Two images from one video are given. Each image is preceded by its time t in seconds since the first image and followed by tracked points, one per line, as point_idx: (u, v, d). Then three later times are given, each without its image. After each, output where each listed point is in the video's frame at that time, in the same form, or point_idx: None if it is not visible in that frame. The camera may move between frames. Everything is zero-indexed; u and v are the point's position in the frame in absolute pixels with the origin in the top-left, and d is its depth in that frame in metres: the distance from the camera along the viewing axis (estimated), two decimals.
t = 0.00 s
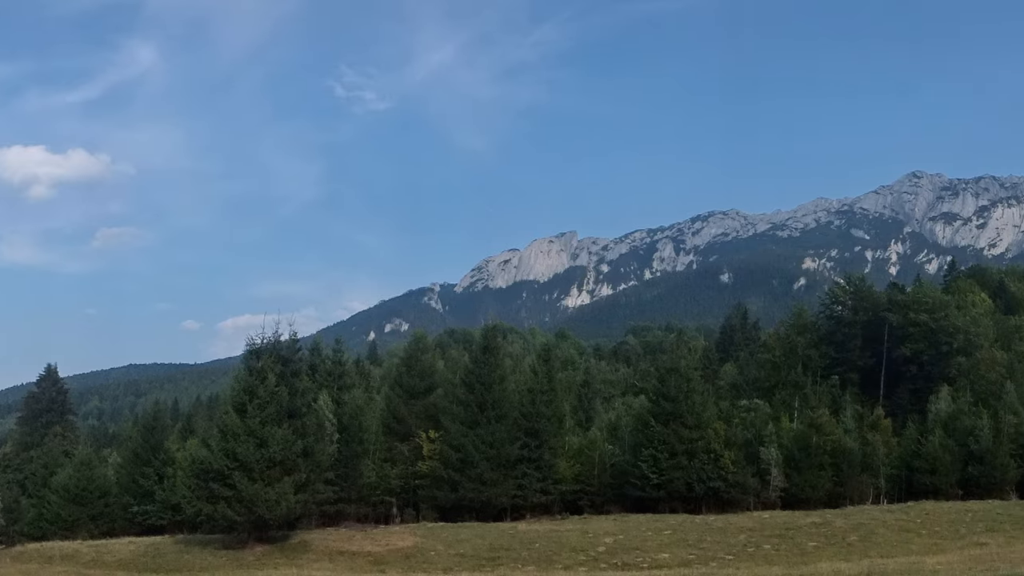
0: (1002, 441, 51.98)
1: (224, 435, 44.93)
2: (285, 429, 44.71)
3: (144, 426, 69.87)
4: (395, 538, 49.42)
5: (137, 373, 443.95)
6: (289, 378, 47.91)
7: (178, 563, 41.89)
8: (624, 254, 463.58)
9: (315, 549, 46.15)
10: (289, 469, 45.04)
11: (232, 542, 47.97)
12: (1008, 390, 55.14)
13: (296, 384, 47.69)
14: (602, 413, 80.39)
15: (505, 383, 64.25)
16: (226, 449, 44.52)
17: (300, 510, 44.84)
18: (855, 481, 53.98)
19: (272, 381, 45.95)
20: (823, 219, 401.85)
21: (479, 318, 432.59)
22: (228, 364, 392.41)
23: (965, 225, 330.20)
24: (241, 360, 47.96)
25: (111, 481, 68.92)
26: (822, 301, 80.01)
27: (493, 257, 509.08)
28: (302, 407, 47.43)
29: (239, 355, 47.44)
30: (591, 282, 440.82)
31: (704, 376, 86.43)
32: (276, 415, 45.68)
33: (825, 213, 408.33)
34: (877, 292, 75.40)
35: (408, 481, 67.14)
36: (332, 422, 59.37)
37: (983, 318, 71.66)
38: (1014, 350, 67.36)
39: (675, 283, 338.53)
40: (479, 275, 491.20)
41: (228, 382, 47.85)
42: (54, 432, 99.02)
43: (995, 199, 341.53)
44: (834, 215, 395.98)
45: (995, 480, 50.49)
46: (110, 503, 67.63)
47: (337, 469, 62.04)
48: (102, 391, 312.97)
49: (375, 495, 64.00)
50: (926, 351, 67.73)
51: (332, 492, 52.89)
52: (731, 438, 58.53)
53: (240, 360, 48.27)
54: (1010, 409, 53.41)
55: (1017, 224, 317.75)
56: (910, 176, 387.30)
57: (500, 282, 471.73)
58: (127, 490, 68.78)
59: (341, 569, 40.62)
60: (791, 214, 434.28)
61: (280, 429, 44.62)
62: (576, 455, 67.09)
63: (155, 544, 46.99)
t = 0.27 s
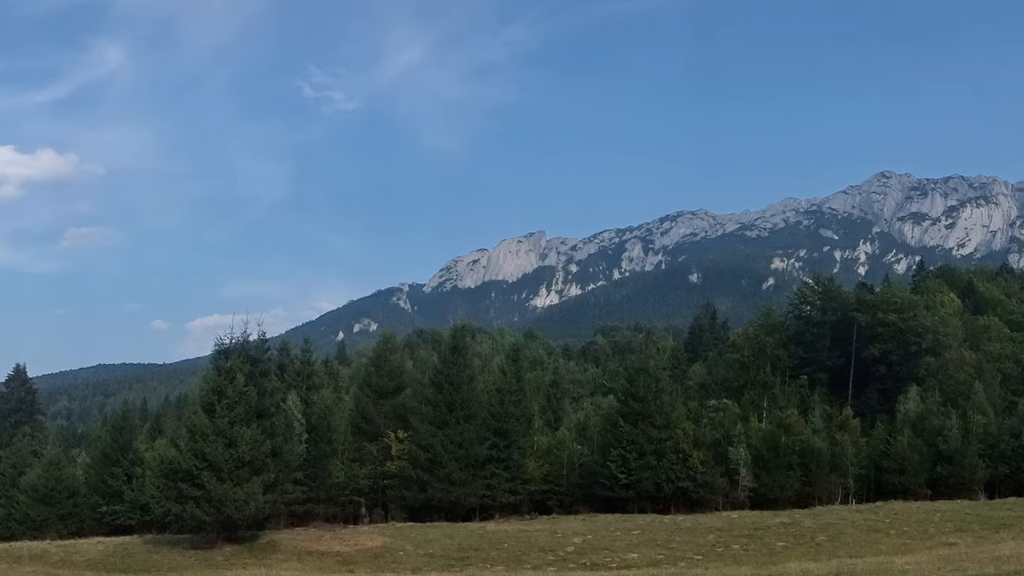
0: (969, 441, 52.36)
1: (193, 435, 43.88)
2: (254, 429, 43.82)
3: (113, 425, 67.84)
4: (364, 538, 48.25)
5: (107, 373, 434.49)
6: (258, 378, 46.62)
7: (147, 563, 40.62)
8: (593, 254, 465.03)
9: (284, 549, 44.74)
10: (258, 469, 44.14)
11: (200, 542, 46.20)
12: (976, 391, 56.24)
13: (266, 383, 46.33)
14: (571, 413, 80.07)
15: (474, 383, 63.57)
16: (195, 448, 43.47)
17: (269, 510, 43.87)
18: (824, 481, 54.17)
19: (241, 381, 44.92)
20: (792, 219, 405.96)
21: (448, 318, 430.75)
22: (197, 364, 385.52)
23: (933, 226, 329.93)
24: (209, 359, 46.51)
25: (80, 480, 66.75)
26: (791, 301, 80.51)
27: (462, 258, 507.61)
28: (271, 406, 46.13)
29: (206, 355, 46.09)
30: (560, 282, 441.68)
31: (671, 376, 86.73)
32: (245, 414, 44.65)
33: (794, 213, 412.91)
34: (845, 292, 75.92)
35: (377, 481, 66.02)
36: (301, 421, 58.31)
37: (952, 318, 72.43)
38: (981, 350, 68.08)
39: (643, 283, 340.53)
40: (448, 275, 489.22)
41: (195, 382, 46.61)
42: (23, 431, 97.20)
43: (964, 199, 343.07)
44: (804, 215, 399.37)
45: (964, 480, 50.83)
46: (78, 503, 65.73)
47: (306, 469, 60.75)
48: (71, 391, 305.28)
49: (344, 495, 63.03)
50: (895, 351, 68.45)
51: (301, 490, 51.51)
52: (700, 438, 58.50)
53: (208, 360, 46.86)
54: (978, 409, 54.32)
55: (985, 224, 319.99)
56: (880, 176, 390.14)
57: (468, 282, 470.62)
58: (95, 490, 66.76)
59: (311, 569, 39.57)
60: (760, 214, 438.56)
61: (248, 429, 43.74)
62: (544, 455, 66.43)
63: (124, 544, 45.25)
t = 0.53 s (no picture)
0: (935, 441, 52.89)
1: (159, 435, 42.67)
2: (222, 428, 42.59)
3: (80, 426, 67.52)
4: (331, 538, 46.68)
5: (72, 373, 424.01)
6: (225, 378, 45.37)
7: (114, 563, 39.24)
8: (561, 254, 465.59)
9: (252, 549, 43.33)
10: (225, 469, 42.97)
11: (168, 542, 44.74)
12: (942, 390, 57.49)
13: (233, 383, 45.15)
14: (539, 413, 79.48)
15: (442, 383, 62.73)
16: (162, 448, 42.34)
17: (236, 510, 42.75)
18: (791, 481, 54.38)
19: (208, 381, 43.61)
20: (759, 219, 409.94)
21: (415, 318, 428.27)
22: (165, 365, 378.27)
23: (901, 226, 330.65)
24: (177, 360, 45.22)
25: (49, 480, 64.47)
26: (759, 301, 81.00)
27: (429, 258, 505.41)
28: (238, 407, 44.86)
29: (174, 355, 44.75)
30: (527, 282, 441.58)
31: (639, 376, 86.69)
32: (213, 414, 43.36)
33: (760, 213, 417.08)
34: (812, 292, 76.46)
35: (344, 481, 65.04)
36: (268, 421, 57.14)
37: (919, 318, 73.25)
38: (948, 350, 68.91)
39: (610, 283, 342.01)
40: (415, 275, 486.44)
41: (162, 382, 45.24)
42: None
43: (932, 199, 341.93)
44: (770, 215, 404.00)
45: (932, 480, 51.31)
46: (46, 504, 64.16)
47: (273, 469, 59.59)
48: (37, 391, 297.47)
49: (311, 495, 62.08)
50: (862, 351, 69.16)
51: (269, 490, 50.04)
52: (668, 437, 58.42)
53: (176, 359, 45.52)
54: (946, 408, 55.35)
55: (953, 224, 318.66)
56: (848, 176, 393.75)
57: (436, 282, 468.62)
58: (62, 490, 66.07)
59: (277, 570, 38.39)
60: (727, 214, 442.70)
61: (216, 429, 42.52)
62: (512, 456, 65.73)
63: (91, 544, 43.74)
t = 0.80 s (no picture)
0: (901, 441, 53.43)
1: (126, 435, 41.57)
2: (188, 428, 41.58)
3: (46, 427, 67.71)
4: (298, 538, 44.78)
5: (35, 373, 413.43)
6: (191, 378, 44.36)
7: (80, 563, 37.85)
8: (527, 254, 465.76)
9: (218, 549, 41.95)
10: (191, 469, 41.96)
11: (133, 541, 43.21)
12: (910, 391, 58.34)
13: (200, 383, 44.13)
14: (506, 414, 78.83)
15: (408, 383, 61.92)
16: (128, 448, 41.26)
17: (202, 511, 41.74)
18: (757, 481, 54.57)
19: (175, 381, 42.48)
20: (725, 219, 414.17)
21: (381, 318, 425.16)
22: (132, 365, 370.23)
23: (867, 226, 335.35)
24: (143, 360, 44.06)
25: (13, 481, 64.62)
26: (724, 301, 81.46)
27: (395, 258, 502.30)
28: (205, 407, 43.83)
29: (140, 355, 43.58)
30: (493, 282, 440.94)
31: (605, 376, 86.74)
32: (179, 414, 42.26)
33: (726, 213, 421.37)
34: (778, 292, 76.94)
35: (310, 481, 63.88)
36: (234, 421, 55.98)
37: (886, 318, 74.13)
38: (915, 350, 69.80)
39: (576, 283, 343.10)
40: (381, 275, 482.99)
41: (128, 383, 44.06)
42: None
43: (898, 199, 347.40)
44: (737, 215, 407.74)
45: (898, 480, 51.71)
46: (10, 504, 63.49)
47: (239, 468, 58.43)
48: None
49: (277, 495, 60.99)
50: (829, 351, 69.79)
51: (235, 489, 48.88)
52: (634, 437, 58.32)
53: (142, 360, 44.35)
54: (912, 408, 56.25)
55: (919, 224, 324.04)
56: (814, 176, 398.81)
57: (402, 282, 466.04)
58: (29, 490, 64.50)
59: (243, 570, 37.12)
60: (693, 214, 446.43)
61: (182, 429, 41.51)
62: (478, 456, 64.83)
63: (57, 544, 42.26)
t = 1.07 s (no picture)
0: (866, 441, 54.14)
1: (90, 435, 40.25)
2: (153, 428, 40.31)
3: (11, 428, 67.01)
4: (264, 538, 43.01)
5: None
6: (156, 379, 43.05)
7: (45, 563, 36.37)
8: (492, 254, 464.97)
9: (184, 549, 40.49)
10: (156, 469, 40.69)
11: (98, 541, 41.59)
12: (874, 391, 59.23)
13: (164, 383, 42.87)
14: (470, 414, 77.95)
15: (373, 383, 60.96)
16: (93, 448, 39.93)
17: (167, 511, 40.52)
18: (722, 481, 54.72)
19: (140, 381, 41.19)
20: (689, 219, 418.02)
21: (345, 318, 420.83)
22: (96, 365, 361.45)
23: (831, 225, 340.15)
24: (107, 360, 42.68)
25: None
26: (689, 301, 81.80)
27: (359, 258, 498.02)
28: (170, 407, 42.56)
29: (104, 355, 42.24)
30: (458, 282, 439.24)
31: (570, 376, 86.54)
32: (144, 414, 40.98)
33: (691, 213, 425.18)
34: (743, 292, 77.50)
35: (275, 481, 62.38)
36: (200, 421, 54.69)
37: (852, 318, 75.03)
38: (880, 350, 70.80)
39: (541, 283, 343.30)
40: (346, 275, 478.52)
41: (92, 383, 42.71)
42: None
43: (862, 199, 351.49)
44: (702, 215, 411.28)
45: (863, 480, 52.31)
46: None
47: (204, 468, 57.23)
48: None
49: (242, 495, 59.71)
50: (794, 351, 70.49)
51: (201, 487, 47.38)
52: (599, 438, 58.08)
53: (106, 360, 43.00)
54: (877, 409, 57.00)
55: (883, 225, 329.03)
56: (778, 176, 404.04)
57: (366, 282, 462.24)
58: None
59: (207, 570, 35.78)
60: (658, 214, 449.58)
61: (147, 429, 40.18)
62: (443, 456, 63.59)
63: (20, 544, 40.63)
